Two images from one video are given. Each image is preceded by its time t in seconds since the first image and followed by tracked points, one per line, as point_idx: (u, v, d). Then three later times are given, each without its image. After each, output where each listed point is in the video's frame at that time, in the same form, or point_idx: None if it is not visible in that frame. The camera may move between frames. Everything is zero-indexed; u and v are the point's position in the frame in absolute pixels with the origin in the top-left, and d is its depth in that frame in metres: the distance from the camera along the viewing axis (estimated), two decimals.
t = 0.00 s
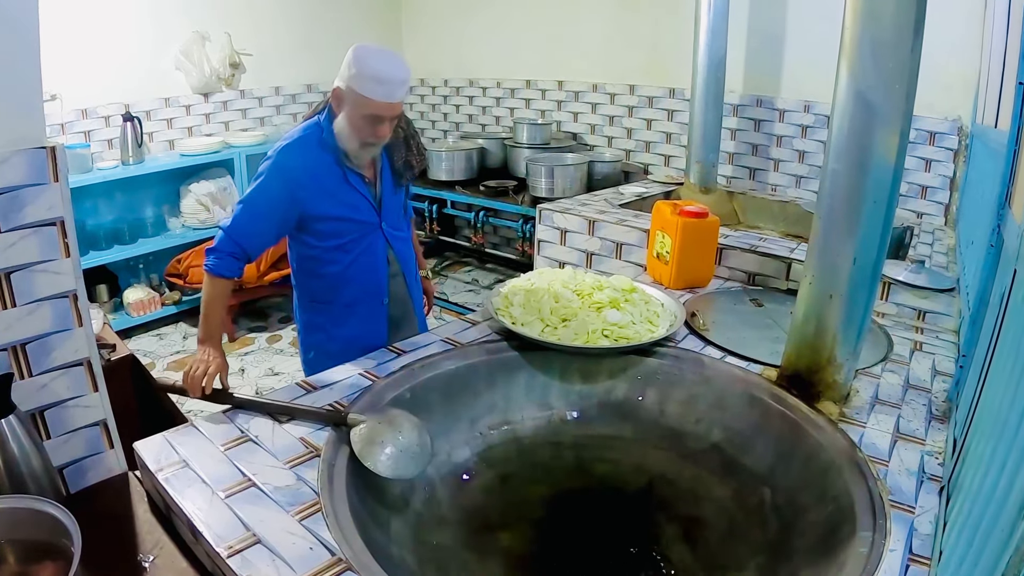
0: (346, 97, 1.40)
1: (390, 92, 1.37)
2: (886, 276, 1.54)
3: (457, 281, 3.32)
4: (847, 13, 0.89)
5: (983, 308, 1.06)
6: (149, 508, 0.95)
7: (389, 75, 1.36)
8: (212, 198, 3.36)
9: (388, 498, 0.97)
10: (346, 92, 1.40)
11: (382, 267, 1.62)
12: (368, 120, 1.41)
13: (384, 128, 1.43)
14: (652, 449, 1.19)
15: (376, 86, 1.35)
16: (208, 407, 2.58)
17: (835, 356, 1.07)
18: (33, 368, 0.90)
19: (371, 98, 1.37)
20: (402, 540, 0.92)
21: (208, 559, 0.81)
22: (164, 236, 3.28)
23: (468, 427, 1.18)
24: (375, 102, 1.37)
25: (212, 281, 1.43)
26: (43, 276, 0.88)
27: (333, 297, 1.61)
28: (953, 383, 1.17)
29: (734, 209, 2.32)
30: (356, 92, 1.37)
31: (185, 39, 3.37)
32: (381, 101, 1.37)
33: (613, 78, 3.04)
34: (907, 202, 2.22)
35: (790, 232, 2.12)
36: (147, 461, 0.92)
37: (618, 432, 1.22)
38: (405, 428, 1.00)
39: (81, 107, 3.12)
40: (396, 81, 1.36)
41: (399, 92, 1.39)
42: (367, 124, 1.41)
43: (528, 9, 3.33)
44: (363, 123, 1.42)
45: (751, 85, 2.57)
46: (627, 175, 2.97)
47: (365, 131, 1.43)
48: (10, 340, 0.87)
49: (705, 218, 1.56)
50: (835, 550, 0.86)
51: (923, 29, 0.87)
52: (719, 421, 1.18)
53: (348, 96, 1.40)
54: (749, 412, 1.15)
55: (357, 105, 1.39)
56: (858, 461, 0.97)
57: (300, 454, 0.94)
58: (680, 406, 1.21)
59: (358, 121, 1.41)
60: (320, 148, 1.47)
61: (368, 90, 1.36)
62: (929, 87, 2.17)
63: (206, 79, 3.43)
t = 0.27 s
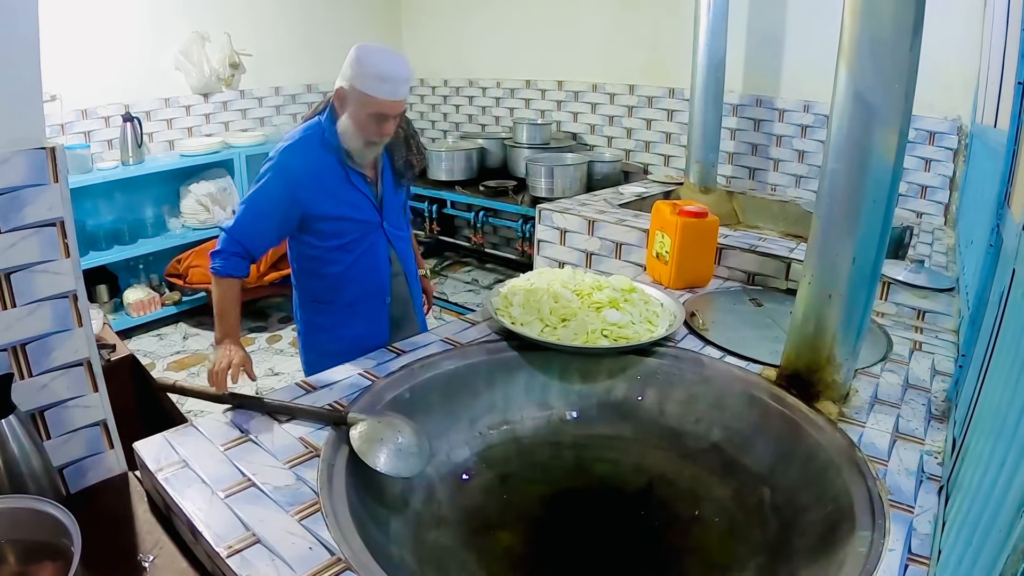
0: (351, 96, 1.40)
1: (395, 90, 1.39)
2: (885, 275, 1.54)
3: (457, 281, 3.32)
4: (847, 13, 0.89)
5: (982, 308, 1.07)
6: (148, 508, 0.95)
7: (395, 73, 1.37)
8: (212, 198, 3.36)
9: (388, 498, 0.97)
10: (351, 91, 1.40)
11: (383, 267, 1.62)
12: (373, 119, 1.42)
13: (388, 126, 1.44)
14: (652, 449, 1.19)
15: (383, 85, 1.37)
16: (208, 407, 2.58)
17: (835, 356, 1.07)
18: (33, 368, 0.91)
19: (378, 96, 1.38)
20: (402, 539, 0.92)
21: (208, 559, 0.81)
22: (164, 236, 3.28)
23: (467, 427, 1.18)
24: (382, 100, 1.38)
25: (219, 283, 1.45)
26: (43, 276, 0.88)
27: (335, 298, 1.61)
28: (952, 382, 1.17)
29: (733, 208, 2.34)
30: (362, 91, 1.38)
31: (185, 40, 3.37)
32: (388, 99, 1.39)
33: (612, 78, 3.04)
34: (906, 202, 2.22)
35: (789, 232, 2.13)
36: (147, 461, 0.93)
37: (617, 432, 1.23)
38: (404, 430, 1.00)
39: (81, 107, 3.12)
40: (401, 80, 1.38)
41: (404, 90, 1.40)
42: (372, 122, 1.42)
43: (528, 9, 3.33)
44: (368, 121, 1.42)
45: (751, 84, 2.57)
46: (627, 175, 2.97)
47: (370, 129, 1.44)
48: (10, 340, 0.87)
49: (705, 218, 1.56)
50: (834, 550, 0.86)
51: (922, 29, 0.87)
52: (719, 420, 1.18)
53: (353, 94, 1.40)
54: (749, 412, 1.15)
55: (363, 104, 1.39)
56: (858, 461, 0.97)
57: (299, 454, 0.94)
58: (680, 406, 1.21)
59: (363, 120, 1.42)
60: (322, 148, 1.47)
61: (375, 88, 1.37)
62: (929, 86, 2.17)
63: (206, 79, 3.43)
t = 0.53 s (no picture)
0: (359, 95, 1.41)
1: (404, 87, 1.40)
2: (885, 275, 1.54)
3: (457, 281, 3.32)
4: (847, 12, 0.89)
5: (982, 307, 1.06)
6: (148, 508, 0.95)
7: (403, 71, 1.38)
8: (212, 198, 3.36)
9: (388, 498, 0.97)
10: (358, 90, 1.40)
11: (388, 265, 1.62)
12: (384, 117, 1.43)
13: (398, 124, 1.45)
14: (652, 449, 1.19)
15: (392, 83, 1.38)
16: (208, 407, 2.58)
17: (835, 356, 1.06)
18: (32, 368, 0.90)
19: (388, 94, 1.38)
20: (401, 539, 0.92)
21: (207, 559, 0.81)
22: (164, 236, 3.28)
23: (467, 426, 1.18)
24: (393, 98, 1.39)
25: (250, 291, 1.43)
26: (42, 276, 0.88)
27: (341, 298, 1.59)
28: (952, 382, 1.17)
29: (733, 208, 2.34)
30: (370, 90, 1.38)
31: (184, 40, 3.37)
32: (397, 96, 1.39)
33: (612, 77, 3.04)
34: (906, 201, 2.22)
35: (789, 232, 2.13)
36: (146, 461, 0.92)
37: (617, 432, 1.22)
38: (405, 429, 1.00)
39: (80, 107, 3.12)
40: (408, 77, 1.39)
41: (411, 86, 1.41)
42: (381, 121, 1.43)
43: (528, 8, 3.33)
44: (378, 120, 1.43)
45: (750, 84, 2.57)
46: (627, 175, 2.97)
47: (380, 127, 1.45)
48: (9, 340, 0.87)
49: (705, 218, 1.55)
50: (834, 550, 0.86)
51: (922, 28, 0.87)
52: (719, 420, 1.18)
53: (361, 94, 1.40)
54: (749, 411, 1.15)
55: (372, 103, 1.40)
56: (858, 460, 0.97)
57: (299, 454, 0.94)
58: (680, 405, 1.21)
59: (373, 119, 1.43)
60: (327, 147, 1.48)
61: (384, 86, 1.38)
62: (928, 85, 2.16)
63: (205, 79, 3.43)
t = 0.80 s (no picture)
0: (381, 92, 1.42)
1: (424, 86, 1.42)
2: (885, 274, 1.54)
3: (457, 281, 3.32)
4: (846, 12, 0.89)
5: (982, 306, 1.06)
6: (148, 508, 0.95)
7: (424, 69, 1.41)
8: (212, 198, 3.36)
9: (388, 498, 0.97)
10: (380, 87, 1.42)
11: (402, 262, 1.62)
12: (406, 113, 1.43)
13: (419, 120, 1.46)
14: (651, 449, 1.19)
15: (414, 79, 1.40)
16: (208, 407, 2.58)
17: (834, 355, 1.07)
18: (32, 369, 0.90)
19: (410, 90, 1.40)
20: (401, 539, 0.92)
21: (207, 559, 0.81)
22: (163, 237, 3.28)
23: (467, 426, 1.18)
24: (415, 94, 1.41)
25: (315, 288, 1.41)
26: (42, 276, 0.88)
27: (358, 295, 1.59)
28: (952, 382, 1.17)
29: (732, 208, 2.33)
30: (393, 86, 1.40)
31: (184, 40, 3.37)
32: (418, 94, 1.41)
33: (611, 77, 3.04)
34: (906, 201, 2.22)
35: (789, 232, 2.13)
36: (146, 461, 0.93)
37: (617, 431, 1.22)
38: (405, 427, 0.99)
39: (80, 108, 3.12)
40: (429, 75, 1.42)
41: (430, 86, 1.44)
42: (403, 118, 1.44)
43: (527, 8, 3.33)
44: (400, 117, 1.44)
45: (750, 84, 2.57)
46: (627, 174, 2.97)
47: (401, 125, 1.45)
48: (9, 340, 0.87)
49: (704, 218, 1.55)
50: (834, 550, 0.86)
51: (921, 28, 0.87)
52: (719, 419, 1.18)
53: (383, 90, 1.42)
54: (749, 411, 1.15)
55: (395, 99, 1.41)
56: (857, 460, 0.97)
57: (299, 454, 0.94)
58: (679, 405, 1.21)
59: (395, 116, 1.43)
60: (346, 144, 1.48)
61: (406, 83, 1.40)
62: (927, 85, 2.17)
63: (205, 79, 3.43)
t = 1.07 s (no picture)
0: (424, 91, 1.47)
1: (463, 86, 1.49)
2: (884, 274, 1.54)
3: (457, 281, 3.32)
4: (846, 12, 0.90)
5: (982, 306, 1.07)
6: (148, 508, 0.95)
7: (463, 69, 1.48)
8: (211, 199, 3.36)
9: (388, 497, 0.97)
10: (423, 86, 1.47)
11: (427, 256, 1.65)
12: (446, 113, 1.50)
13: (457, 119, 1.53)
14: (651, 448, 1.19)
15: (455, 79, 1.47)
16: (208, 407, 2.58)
17: (834, 355, 1.07)
18: (32, 369, 0.91)
19: (451, 90, 1.47)
20: (401, 539, 0.93)
21: (207, 559, 0.81)
22: (163, 237, 3.28)
23: (467, 426, 1.18)
24: (456, 94, 1.47)
25: (393, 271, 1.47)
26: (42, 277, 0.88)
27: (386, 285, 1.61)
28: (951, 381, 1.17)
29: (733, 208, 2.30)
30: (435, 85, 1.46)
31: (183, 40, 3.37)
32: (458, 93, 1.48)
33: (611, 77, 3.05)
34: (906, 200, 2.22)
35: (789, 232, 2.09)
36: (146, 461, 0.93)
37: (617, 431, 1.23)
38: (405, 428, 0.99)
39: (79, 108, 3.11)
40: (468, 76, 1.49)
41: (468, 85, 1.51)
42: (444, 116, 1.50)
43: (527, 8, 3.33)
44: (440, 115, 1.50)
45: (749, 84, 2.57)
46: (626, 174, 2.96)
47: (440, 123, 1.51)
48: (9, 340, 0.87)
49: (704, 217, 1.55)
50: (834, 549, 0.86)
51: (921, 27, 0.87)
52: (718, 419, 1.18)
53: (426, 89, 1.47)
54: (748, 411, 1.15)
55: (437, 98, 1.47)
56: (857, 459, 0.97)
57: (298, 454, 0.94)
58: (679, 405, 1.21)
59: (437, 114, 1.49)
60: (386, 138, 1.51)
61: (448, 83, 1.46)
62: (926, 84, 2.17)
63: (204, 79, 3.43)
